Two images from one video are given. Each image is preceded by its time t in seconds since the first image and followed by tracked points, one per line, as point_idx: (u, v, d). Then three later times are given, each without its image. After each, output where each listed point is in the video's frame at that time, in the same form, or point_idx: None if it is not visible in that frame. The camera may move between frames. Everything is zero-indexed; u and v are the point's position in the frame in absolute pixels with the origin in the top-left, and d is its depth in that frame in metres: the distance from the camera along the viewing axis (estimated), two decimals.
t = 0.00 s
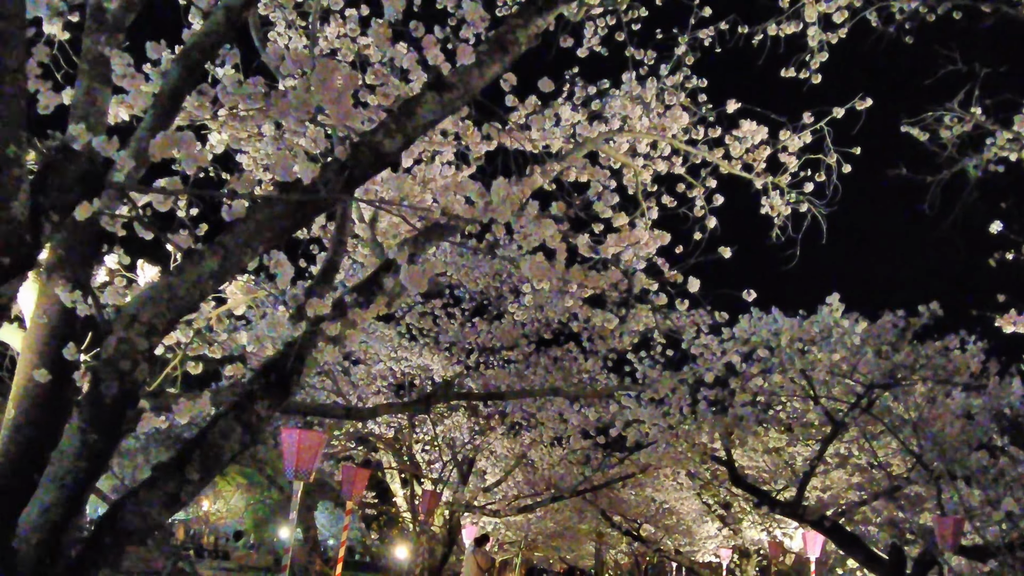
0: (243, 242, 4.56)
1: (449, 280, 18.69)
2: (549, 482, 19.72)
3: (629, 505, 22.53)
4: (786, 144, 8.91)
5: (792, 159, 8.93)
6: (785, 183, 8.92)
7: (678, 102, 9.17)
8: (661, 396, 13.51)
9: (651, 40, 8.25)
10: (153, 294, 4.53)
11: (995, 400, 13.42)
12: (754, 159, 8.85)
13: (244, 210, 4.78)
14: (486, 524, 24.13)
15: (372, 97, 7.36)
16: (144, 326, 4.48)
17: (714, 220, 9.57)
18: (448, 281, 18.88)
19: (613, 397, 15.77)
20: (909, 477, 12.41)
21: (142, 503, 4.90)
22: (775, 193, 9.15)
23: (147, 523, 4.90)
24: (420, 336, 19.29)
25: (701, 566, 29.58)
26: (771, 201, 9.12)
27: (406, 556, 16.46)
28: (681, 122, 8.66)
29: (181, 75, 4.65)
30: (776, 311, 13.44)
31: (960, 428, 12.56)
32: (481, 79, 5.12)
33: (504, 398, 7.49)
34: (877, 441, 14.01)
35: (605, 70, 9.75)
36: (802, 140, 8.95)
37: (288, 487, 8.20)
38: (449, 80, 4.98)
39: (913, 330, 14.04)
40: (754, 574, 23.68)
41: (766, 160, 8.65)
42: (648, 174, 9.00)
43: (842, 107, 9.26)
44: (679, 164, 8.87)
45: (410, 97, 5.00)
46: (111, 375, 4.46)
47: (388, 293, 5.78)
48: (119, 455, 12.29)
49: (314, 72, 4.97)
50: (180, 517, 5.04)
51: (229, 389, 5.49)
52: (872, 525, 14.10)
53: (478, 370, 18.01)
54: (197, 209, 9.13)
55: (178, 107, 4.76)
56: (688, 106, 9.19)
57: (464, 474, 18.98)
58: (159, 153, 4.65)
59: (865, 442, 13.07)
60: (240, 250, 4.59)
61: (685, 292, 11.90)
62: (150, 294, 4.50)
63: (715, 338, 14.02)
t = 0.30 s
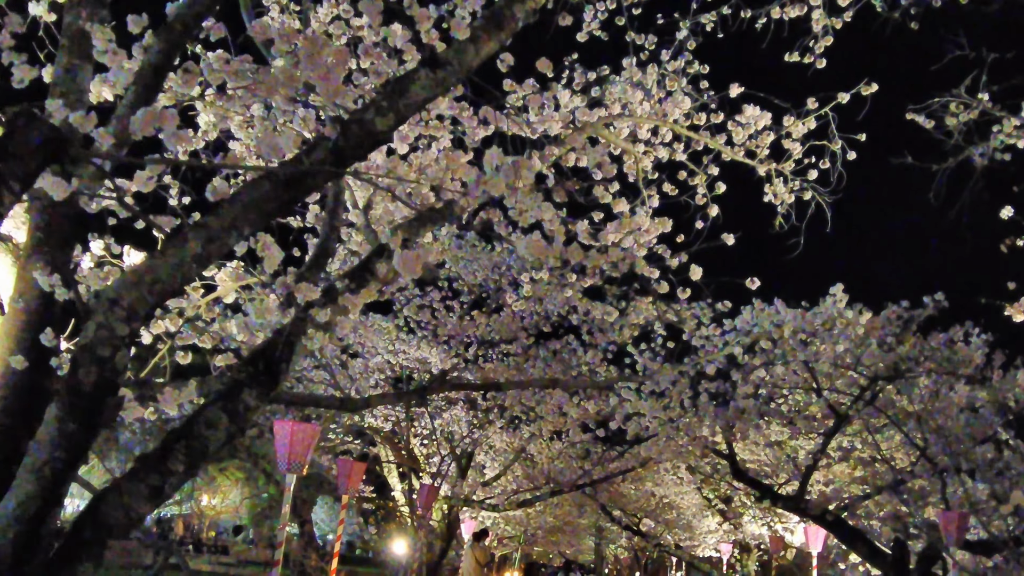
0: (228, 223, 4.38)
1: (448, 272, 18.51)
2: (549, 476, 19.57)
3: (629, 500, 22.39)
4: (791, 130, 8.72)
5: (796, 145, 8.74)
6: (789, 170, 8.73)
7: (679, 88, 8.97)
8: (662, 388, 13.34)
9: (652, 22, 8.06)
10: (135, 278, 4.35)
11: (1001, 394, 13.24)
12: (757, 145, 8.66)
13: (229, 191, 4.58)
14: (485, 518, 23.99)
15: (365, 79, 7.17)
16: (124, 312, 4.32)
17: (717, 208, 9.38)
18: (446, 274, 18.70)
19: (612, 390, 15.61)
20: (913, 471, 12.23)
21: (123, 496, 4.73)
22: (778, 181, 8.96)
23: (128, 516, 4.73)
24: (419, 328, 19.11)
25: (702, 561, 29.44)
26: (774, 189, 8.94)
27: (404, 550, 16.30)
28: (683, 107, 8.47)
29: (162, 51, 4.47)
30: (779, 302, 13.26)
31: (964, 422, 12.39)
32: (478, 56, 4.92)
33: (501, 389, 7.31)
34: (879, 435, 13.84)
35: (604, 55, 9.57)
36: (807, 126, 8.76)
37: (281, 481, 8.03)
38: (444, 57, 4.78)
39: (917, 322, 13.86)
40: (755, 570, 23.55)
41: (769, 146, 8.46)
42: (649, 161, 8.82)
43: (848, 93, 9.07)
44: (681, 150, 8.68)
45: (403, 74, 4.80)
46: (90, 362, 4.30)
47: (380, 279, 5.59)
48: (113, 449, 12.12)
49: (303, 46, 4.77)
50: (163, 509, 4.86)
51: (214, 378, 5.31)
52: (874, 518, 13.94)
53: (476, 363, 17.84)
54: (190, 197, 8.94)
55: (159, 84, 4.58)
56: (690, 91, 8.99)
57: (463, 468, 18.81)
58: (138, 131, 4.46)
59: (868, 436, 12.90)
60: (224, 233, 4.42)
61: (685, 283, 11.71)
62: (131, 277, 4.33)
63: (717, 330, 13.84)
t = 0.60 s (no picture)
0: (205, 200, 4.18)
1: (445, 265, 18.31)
2: (547, 471, 19.37)
3: (628, 496, 22.19)
4: (793, 115, 8.51)
5: (799, 130, 8.52)
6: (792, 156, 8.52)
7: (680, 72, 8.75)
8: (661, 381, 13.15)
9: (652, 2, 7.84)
10: (108, 258, 4.15)
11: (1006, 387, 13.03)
12: (760, 130, 8.45)
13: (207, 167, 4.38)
14: (484, 515, 23.79)
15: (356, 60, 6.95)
16: (96, 293, 4.13)
17: (718, 195, 9.18)
18: (444, 268, 18.49)
19: (611, 384, 15.40)
20: (917, 465, 12.03)
21: (99, 488, 4.52)
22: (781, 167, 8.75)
23: (104, 508, 4.53)
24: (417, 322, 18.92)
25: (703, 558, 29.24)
26: (777, 175, 8.72)
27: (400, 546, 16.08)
28: (683, 91, 8.26)
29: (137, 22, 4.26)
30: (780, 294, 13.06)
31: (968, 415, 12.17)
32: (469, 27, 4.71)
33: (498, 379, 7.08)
34: (882, 429, 13.63)
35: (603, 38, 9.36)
36: (810, 111, 8.55)
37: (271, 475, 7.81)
38: (433, 28, 4.57)
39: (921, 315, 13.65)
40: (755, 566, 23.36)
41: (771, 131, 8.24)
42: (649, 147, 8.61)
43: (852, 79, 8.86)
44: (681, 135, 8.46)
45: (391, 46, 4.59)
46: (59, 345, 4.11)
47: (369, 264, 5.38)
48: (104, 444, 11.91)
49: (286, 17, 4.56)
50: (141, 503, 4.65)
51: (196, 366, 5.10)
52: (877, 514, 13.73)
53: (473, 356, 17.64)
54: (180, 184, 8.74)
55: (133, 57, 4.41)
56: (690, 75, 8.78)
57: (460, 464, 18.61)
58: (110, 107, 4.28)
59: (871, 430, 12.69)
60: (203, 212, 4.22)
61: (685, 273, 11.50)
62: (105, 258, 4.13)
63: (718, 323, 13.63)
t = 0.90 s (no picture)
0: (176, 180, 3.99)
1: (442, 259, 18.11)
2: (545, 467, 19.18)
3: (626, 491, 22.00)
4: (794, 100, 8.30)
5: (799, 116, 8.32)
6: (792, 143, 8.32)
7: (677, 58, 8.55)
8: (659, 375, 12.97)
9: None
10: (74, 242, 3.96)
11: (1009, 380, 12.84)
12: (759, 117, 8.24)
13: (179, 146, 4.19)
14: (481, 511, 23.60)
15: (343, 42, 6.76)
16: (61, 278, 3.95)
17: (717, 184, 8.97)
18: (440, 261, 18.30)
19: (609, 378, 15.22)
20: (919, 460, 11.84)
21: (69, 483, 4.33)
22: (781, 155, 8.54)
23: (74, 503, 4.35)
24: (413, 316, 18.73)
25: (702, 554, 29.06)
26: (777, 162, 8.52)
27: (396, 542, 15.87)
28: (680, 76, 8.06)
29: None
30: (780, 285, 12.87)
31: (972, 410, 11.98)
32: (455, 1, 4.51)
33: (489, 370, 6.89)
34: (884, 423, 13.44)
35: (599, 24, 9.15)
36: (811, 97, 8.35)
37: (258, 470, 7.62)
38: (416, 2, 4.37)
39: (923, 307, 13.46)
40: (755, 563, 23.18)
41: (771, 117, 8.04)
42: (646, 134, 8.41)
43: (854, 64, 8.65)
44: (679, 122, 8.26)
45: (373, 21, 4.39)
46: (22, 332, 3.93)
47: (353, 250, 5.19)
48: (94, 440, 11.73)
49: None
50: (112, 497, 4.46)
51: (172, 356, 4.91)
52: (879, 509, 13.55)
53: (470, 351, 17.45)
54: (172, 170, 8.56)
55: (102, 32, 4.30)
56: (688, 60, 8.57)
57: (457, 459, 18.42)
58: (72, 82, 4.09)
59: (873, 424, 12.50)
60: (173, 194, 4.03)
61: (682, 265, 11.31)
62: (71, 240, 3.94)
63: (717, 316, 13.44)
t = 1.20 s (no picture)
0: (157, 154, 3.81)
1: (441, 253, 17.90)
2: (545, 462, 18.99)
3: (627, 487, 21.82)
4: (800, 85, 8.10)
5: (805, 101, 8.13)
6: (798, 129, 8.13)
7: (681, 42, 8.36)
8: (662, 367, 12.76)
9: None
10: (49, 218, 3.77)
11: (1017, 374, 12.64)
12: (765, 102, 8.05)
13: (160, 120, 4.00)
14: (481, 507, 23.41)
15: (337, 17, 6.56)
16: (35, 258, 3.75)
17: (720, 171, 8.77)
18: (439, 254, 18.11)
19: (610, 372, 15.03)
20: (926, 455, 11.66)
21: (46, 475, 4.13)
22: (787, 141, 8.34)
23: (50, 497, 4.14)
24: (412, 311, 18.54)
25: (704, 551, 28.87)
26: (783, 149, 8.32)
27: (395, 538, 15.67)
28: (683, 60, 7.87)
29: None
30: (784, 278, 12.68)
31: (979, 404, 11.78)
32: None
33: (487, 361, 6.69)
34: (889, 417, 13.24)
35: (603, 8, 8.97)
36: (818, 81, 8.15)
37: (250, 463, 7.42)
38: None
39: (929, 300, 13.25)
40: (756, 559, 23.00)
41: (777, 102, 7.86)
42: (648, 119, 8.21)
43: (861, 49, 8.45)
44: (682, 106, 8.07)
45: None
46: None
47: (346, 233, 5.00)
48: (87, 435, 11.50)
49: None
50: (91, 490, 4.27)
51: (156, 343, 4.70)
52: (883, 504, 13.36)
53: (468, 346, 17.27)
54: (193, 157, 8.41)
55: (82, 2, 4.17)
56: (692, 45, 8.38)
57: (457, 455, 18.22)
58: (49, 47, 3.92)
59: (878, 418, 12.31)
60: (153, 169, 3.85)
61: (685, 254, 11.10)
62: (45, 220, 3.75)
63: (720, 308, 13.25)
